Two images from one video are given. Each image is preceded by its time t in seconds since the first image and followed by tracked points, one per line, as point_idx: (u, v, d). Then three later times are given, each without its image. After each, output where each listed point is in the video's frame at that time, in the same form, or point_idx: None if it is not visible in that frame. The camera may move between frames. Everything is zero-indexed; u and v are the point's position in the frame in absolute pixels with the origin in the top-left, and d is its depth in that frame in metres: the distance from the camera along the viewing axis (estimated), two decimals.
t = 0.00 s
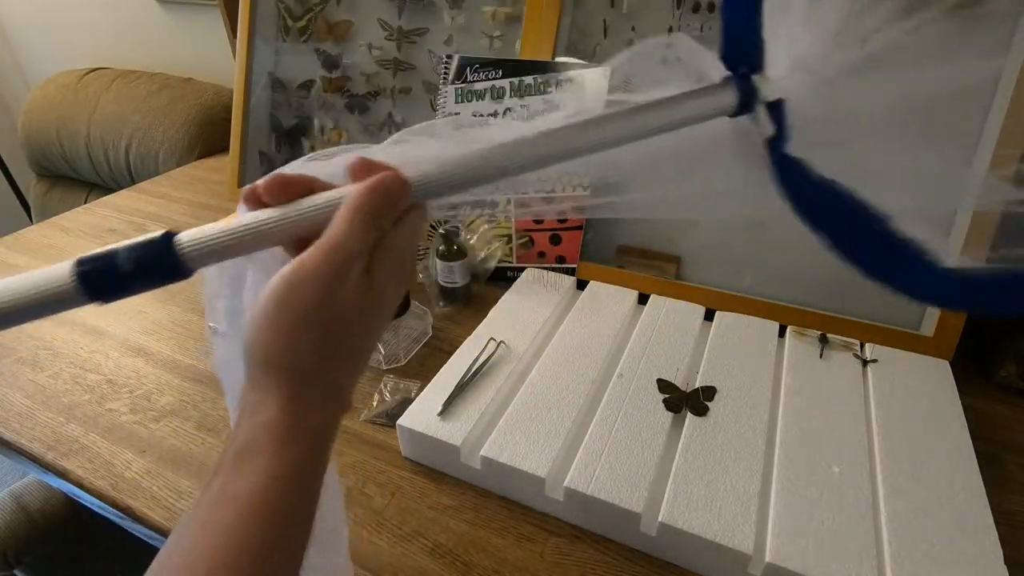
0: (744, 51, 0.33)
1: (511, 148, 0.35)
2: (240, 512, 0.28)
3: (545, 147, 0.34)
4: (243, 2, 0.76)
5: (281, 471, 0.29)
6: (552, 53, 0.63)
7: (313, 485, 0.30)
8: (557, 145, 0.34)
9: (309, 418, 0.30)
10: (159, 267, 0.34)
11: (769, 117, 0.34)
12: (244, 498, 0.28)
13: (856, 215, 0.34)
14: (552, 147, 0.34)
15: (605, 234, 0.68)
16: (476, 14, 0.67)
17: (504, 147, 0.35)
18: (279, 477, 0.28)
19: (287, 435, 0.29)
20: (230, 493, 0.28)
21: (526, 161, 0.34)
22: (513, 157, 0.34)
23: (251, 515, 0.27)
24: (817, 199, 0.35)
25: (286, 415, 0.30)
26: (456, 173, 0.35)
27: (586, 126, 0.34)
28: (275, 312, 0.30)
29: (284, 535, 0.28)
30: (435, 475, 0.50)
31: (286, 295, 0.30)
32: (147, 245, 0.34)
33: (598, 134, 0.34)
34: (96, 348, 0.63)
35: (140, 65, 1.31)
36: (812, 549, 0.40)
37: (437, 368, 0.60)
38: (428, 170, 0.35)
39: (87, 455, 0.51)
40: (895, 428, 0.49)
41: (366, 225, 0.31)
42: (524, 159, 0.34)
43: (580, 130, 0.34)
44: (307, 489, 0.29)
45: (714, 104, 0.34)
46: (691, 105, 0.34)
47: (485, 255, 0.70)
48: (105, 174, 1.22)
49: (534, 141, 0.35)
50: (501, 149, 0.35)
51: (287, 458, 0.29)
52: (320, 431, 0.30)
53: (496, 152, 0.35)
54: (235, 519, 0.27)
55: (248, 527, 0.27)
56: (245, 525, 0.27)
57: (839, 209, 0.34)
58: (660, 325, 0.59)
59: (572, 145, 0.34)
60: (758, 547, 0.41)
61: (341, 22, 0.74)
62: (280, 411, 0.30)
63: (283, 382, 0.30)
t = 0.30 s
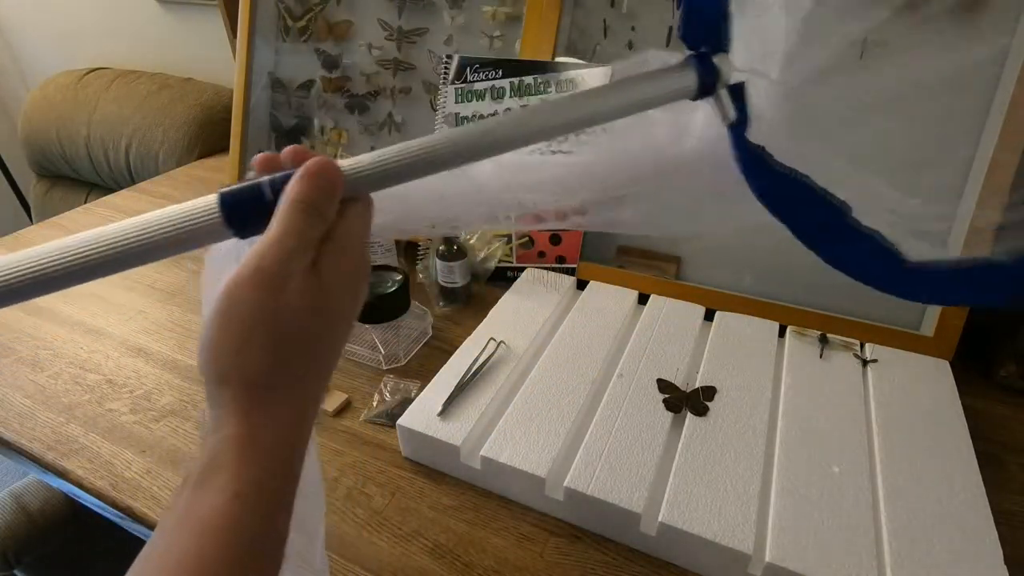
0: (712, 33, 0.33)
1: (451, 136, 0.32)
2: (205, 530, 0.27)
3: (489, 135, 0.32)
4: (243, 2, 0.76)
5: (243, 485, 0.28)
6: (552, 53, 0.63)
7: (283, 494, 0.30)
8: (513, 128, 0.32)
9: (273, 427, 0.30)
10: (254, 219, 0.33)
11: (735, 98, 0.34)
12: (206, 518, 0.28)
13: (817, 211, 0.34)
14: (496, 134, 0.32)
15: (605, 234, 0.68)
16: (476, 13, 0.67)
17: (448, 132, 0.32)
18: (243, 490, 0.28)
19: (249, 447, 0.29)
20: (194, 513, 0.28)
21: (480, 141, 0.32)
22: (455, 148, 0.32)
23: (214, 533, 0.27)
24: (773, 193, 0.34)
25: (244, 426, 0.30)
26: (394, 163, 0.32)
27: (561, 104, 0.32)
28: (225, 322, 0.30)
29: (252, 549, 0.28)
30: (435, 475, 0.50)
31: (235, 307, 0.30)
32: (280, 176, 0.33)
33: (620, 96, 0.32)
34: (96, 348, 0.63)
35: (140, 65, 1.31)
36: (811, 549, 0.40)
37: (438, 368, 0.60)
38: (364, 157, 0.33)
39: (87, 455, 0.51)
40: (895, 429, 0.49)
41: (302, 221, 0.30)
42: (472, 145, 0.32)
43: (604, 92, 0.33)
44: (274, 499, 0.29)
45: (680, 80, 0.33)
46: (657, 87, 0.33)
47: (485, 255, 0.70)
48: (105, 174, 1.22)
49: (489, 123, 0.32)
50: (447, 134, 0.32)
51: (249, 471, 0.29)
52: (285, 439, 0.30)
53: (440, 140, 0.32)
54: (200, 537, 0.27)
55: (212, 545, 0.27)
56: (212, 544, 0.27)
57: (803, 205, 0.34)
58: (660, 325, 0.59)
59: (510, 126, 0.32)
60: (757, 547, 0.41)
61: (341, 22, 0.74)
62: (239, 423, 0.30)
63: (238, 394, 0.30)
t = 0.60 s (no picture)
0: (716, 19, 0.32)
1: (454, 131, 0.33)
2: (213, 536, 0.27)
3: (489, 128, 0.33)
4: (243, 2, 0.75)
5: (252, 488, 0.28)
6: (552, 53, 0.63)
7: (293, 498, 0.29)
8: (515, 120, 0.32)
9: (282, 429, 0.30)
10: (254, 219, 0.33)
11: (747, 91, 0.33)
12: (213, 523, 0.27)
13: (849, 196, 0.33)
14: (495, 128, 0.32)
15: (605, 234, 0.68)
16: (476, 13, 0.67)
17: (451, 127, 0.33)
18: (251, 493, 0.28)
19: (259, 451, 0.29)
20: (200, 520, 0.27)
21: (477, 137, 0.32)
22: (455, 143, 0.33)
23: (222, 538, 0.27)
24: (805, 181, 0.33)
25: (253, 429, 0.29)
26: (398, 158, 0.33)
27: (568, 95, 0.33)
28: (233, 323, 0.30)
29: (261, 555, 0.27)
30: (435, 475, 0.50)
31: (245, 306, 0.30)
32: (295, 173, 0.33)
33: (630, 91, 0.32)
34: (96, 348, 0.63)
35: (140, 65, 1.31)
36: (811, 549, 0.40)
37: (438, 368, 0.60)
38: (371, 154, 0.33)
39: (87, 455, 0.51)
40: (895, 429, 0.49)
41: (314, 220, 0.30)
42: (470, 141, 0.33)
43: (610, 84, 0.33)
44: (284, 503, 0.29)
45: (688, 74, 0.32)
46: (662, 81, 0.32)
47: (486, 256, 0.69)
48: (105, 174, 1.22)
49: (489, 117, 0.33)
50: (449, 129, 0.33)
51: (258, 475, 0.28)
52: (293, 442, 0.30)
53: (442, 136, 0.33)
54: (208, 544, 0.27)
55: (220, 551, 0.27)
56: (220, 550, 0.27)
57: (838, 189, 0.32)
58: (660, 325, 0.59)
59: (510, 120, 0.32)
60: (758, 547, 0.41)
61: (341, 22, 0.74)
62: (248, 426, 0.29)
63: (246, 396, 0.30)
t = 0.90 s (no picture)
0: (683, 22, 0.32)
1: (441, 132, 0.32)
2: (210, 539, 0.28)
3: (478, 128, 0.32)
4: (243, 1, 0.75)
5: (247, 490, 0.29)
6: (551, 53, 0.63)
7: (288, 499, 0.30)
8: (504, 121, 0.32)
9: (276, 431, 0.30)
10: (228, 228, 0.32)
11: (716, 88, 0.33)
12: (210, 525, 0.28)
13: (823, 188, 0.33)
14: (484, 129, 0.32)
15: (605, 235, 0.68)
16: (476, 13, 0.67)
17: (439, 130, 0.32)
18: (248, 495, 0.29)
19: (254, 453, 0.29)
20: (197, 523, 0.28)
21: (468, 136, 0.32)
22: (443, 143, 0.32)
23: (219, 542, 0.28)
24: (776, 174, 0.34)
25: (247, 431, 0.30)
26: (384, 162, 0.32)
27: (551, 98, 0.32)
28: (226, 326, 0.30)
29: (258, 555, 0.28)
30: (435, 475, 0.50)
31: (236, 311, 0.30)
32: (267, 185, 0.33)
33: (603, 95, 0.32)
34: (96, 348, 0.63)
35: (140, 65, 1.31)
36: (811, 550, 0.40)
37: (438, 368, 0.60)
38: (371, 153, 0.33)
39: (87, 455, 0.51)
40: (895, 429, 0.49)
41: (304, 225, 0.30)
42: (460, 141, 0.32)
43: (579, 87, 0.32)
44: (280, 504, 0.29)
45: (653, 78, 0.32)
46: (642, 81, 0.32)
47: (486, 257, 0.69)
48: (105, 174, 1.22)
49: (477, 117, 0.32)
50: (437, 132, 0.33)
51: (252, 477, 0.29)
52: (288, 443, 0.31)
53: (432, 137, 0.32)
54: (206, 547, 0.27)
55: (218, 554, 0.27)
56: (218, 553, 0.27)
57: (811, 182, 0.33)
58: (660, 325, 0.59)
59: (498, 120, 0.32)
60: (758, 547, 0.41)
61: (341, 22, 0.74)
62: (242, 428, 0.30)
63: (240, 398, 0.30)
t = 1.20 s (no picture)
0: (694, 21, 0.32)
1: (439, 144, 0.33)
2: (219, 538, 0.27)
3: (477, 138, 0.33)
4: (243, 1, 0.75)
5: (258, 490, 0.29)
6: (551, 53, 0.63)
7: (295, 502, 0.30)
8: (502, 132, 0.33)
9: (287, 432, 0.30)
10: (126, 288, 0.33)
11: (733, 82, 0.33)
12: (219, 525, 0.28)
13: (851, 165, 0.32)
14: (483, 139, 0.33)
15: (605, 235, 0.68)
16: (476, 13, 0.67)
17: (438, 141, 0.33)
18: (257, 495, 0.29)
19: (263, 454, 0.29)
20: (206, 523, 0.28)
21: (468, 148, 0.33)
22: (444, 154, 0.33)
23: (228, 541, 0.27)
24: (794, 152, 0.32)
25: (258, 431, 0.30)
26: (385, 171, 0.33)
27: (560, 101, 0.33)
28: (239, 326, 0.31)
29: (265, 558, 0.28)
30: (435, 475, 0.50)
31: (253, 312, 0.31)
32: (113, 261, 0.34)
33: (616, 95, 0.32)
34: (96, 347, 0.63)
35: (140, 65, 1.31)
36: (811, 550, 0.40)
37: (438, 368, 0.60)
38: (381, 164, 0.34)
39: (87, 455, 0.51)
40: (896, 429, 0.49)
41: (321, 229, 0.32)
42: (459, 152, 0.33)
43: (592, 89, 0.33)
44: (288, 507, 0.29)
45: (667, 76, 0.32)
46: (649, 82, 0.32)
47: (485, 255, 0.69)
48: (105, 174, 1.22)
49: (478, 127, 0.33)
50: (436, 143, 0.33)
51: (263, 477, 0.29)
52: (298, 445, 0.31)
53: (432, 148, 0.33)
54: (214, 546, 0.27)
55: (226, 553, 0.27)
56: (225, 552, 0.27)
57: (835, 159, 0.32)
58: (660, 325, 0.59)
59: (496, 130, 0.33)
60: (758, 548, 0.41)
61: (341, 22, 0.74)
62: (253, 429, 0.30)
63: (251, 399, 0.31)
